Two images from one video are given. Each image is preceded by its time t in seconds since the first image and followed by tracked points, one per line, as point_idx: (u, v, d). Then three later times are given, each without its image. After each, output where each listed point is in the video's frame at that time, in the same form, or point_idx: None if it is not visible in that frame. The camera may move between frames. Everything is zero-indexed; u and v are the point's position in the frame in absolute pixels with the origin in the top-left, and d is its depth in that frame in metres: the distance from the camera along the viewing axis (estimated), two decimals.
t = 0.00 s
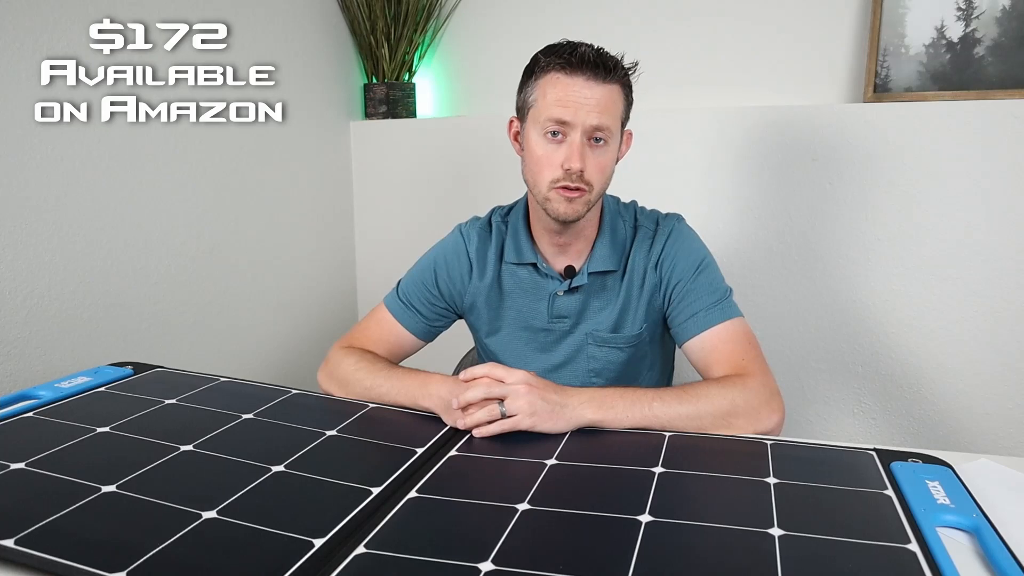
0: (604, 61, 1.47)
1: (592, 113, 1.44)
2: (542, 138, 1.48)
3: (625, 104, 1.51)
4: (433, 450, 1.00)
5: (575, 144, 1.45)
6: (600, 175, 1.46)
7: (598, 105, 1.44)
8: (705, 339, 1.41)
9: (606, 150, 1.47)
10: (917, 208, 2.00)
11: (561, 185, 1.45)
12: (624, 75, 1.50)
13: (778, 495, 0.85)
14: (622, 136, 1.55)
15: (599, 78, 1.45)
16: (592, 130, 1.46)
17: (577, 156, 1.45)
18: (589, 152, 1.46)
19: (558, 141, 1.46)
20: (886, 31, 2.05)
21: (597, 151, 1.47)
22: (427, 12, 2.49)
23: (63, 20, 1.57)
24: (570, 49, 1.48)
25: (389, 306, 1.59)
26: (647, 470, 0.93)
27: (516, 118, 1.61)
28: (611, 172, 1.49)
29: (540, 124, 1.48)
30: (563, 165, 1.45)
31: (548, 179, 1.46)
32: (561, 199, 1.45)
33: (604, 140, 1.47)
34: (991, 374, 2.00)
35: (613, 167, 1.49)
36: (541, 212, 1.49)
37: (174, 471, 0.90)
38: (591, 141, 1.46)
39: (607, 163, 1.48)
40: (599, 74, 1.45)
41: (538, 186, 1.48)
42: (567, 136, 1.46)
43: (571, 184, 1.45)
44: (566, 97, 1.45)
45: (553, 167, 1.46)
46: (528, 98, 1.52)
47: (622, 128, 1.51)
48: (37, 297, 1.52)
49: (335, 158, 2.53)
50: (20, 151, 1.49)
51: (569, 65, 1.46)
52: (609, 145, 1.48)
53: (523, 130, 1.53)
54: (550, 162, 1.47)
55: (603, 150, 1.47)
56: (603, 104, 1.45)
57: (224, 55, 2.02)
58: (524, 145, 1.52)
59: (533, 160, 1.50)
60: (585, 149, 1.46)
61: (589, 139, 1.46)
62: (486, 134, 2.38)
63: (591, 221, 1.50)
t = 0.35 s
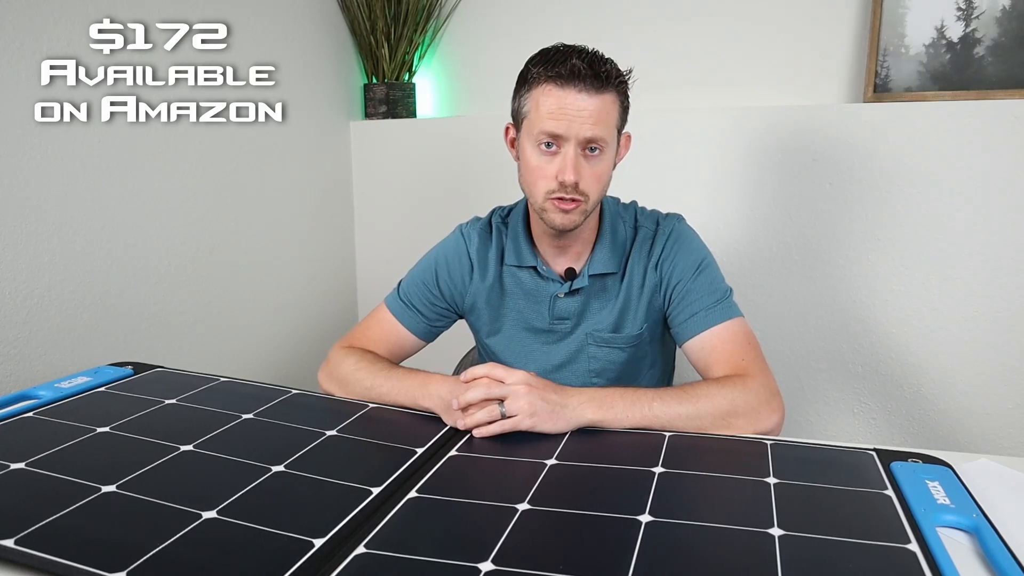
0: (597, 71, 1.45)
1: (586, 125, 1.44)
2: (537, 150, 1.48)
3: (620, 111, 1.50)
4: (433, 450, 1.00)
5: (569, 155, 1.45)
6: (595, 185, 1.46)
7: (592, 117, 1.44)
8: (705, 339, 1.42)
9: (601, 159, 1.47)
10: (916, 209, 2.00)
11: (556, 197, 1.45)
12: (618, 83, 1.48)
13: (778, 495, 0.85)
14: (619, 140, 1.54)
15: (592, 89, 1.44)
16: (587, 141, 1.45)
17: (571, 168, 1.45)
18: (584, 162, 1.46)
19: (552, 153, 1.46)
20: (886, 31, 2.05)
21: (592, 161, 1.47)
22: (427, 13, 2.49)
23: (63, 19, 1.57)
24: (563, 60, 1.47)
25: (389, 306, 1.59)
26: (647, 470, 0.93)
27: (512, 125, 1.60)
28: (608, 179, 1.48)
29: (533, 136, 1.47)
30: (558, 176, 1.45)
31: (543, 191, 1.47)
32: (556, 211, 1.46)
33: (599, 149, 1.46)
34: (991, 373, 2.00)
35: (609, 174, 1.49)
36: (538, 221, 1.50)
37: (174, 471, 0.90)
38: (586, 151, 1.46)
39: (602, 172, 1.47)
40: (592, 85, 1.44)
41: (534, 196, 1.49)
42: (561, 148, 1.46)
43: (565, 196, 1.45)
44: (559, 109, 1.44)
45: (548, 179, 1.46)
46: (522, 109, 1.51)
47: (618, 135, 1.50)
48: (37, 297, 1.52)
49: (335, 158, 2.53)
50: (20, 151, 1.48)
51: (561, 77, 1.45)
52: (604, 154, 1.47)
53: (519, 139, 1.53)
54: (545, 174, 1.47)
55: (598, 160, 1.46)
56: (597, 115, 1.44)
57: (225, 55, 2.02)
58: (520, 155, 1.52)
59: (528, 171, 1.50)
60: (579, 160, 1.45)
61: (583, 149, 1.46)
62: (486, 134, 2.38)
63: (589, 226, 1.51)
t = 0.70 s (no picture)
0: (599, 66, 1.45)
1: (587, 120, 1.44)
2: (538, 144, 1.48)
3: (621, 108, 1.50)
4: (433, 450, 1.00)
5: (570, 151, 1.45)
6: (595, 181, 1.46)
7: (593, 112, 1.44)
8: (705, 339, 1.42)
9: (602, 155, 1.47)
10: (916, 209, 2.00)
11: (556, 192, 1.45)
12: (620, 79, 1.48)
13: (778, 495, 0.85)
14: (619, 138, 1.54)
15: (594, 84, 1.44)
16: (588, 137, 1.45)
17: (572, 163, 1.45)
18: (584, 158, 1.46)
19: (553, 147, 1.46)
20: (886, 31, 2.05)
21: (593, 157, 1.47)
22: (427, 13, 2.49)
23: (62, 19, 1.57)
24: (565, 55, 1.47)
25: (390, 306, 1.59)
26: (647, 470, 0.93)
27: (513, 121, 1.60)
28: (608, 175, 1.49)
29: (534, 131, 1.47)
30: (558, 171, 1.45)
31: (543, 186, 1.47)
32: (556, 206, 1.46)
33: (600, 145, 1.46)
34: (991, 373, 2.00)
35: (609, 171, 1.49)
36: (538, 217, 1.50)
37: (174, 471, 0.90)
38: (587, 147, 1.46)
39: (603, 168, 1.48)
40: (594, 80, 1.44)
41: (534, 192, 1.49)
42: (562, 143, 1.46)
43: (566, 191, 1.45)
44: (560, 104, 1.44)
45: (548, 173, 1.47)
46: (523, 104, 1.51)
47: (618, 131, 1.50)
48: (37, 297, 1.52)
49: (335, 158, 2.53)
50: (20, 151, 1.49)
51: (563, 72, 1.45)
52: (605, 150, 1.47)
53: (520, 134, 1.53)
54: (545, 169, 1.47)
55: (599, 156, 1.47)
56: (598, 111, 1.44)
57: (225, 55, 2.02)
58: (520, 151, 1.52)
59: (528, 166, 1.50)
60: (580, 155, 1.45)
61: (584, 145, 1.46)
62: (486, 134, 2.38)
63: (590, 223, 1.51)
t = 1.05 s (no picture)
0: (609, 62, 1.47)
1: (595, 113, 1.45)
2: (545, 136, 1.48)
3: (628, 107, 1.52)
4: (433, 450, 1.00)
5: (577, 143, 1.45)
6: (600, 176, 1.46)
7: (602, 106, 1.45)
8: (705, 339, 1.42)
9: (608, 151, 1.48)
10: (917, 209, 2.00)
11: (561, 183, 1.45)
12: (628, 78, 1.50)
13: (778, 495, 0.85)
14: (624, 137, 1.55)
15: (604, 78, 1.46)
16: (595, 130, 1.46)
17: (578, 155, 1.45)
18: (590, 151, 1.46)
19: (560, 139, 1.47)
20: (886, 31, 2.05)
21: (599, 152, 1.47)
22: (427, 13, 2.49)
23: (63, 19, 1.57)
24: (576, 50, 1.49)
25: (390, 306, 1.59)
26: (647, 470, 0.93)
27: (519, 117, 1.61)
28: (612, 172, 1.49)
29: (543, 122, 1.47)
30: (565, 163, 1.45)
31: (549, 177, 1.46)
32: (561, 198, 1.45)
33: (606, 141, 1.47)
34: (991, 373, 2.00)
35: (613, 168, 1.49)
36: (541, 211, 1.49)
37: (174, 471, 0.90)
38: (593, 140, 1.46)
39: (608, 164, 1.48)
40: (603, 75, 1.46)
41: (538, 184, 1.48)
42: (569, 135, 1.46)
43: (570, 183, 1.45)
44: (570, 95, 1.45)
45: (555, 165, 1.46)
46: (531, 96, 1.52)
47: (624, 129, 1.51)
48: (37, 297, 1.52)
49: (335, 158, 2.53)
50: (20, 151, 1.49)
51: (574, 65, 1.47)
52: (611, 146, 1.48)
53: (526, 128, 1.53)
54: (551, 160, 1.47)
55: (605, 151, 1.47)
56: (607, 105, 1.45)
57: (225, 55, 2.02)
58: (526, 144, 1.52)
59: (534, 158, 1.50)
60: (587, 148, 1.46)
61: (591, 138, 1.46)
62: (486, 134, 2.38)
63: (591, 221, 1.50)
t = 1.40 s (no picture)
0: (617, 58, 1.48)
1: (602, 108, 1.45)
2: (551, 130, 1.48)
3: (634, 105, 1.52)
4: (434, 449, 1.00)
5: (584, 137, 1.45)
6: (605, 171, 1.46)
7: (609, 100, 1.45)
8: (707, 340, 1.41)
9: (613, 147, 1.48)
10: (917, 208, 2.00)
11: (567, 177, 1.45)
12: (635, 75, 1.50)
13: (778, 495, 0.85)
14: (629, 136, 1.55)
15: (612, 73, 1.46)
16: (602, 125, 1.46)
17: (585, 149, 1.45)
18: (597, 146, 1.46)
19: (567, 133, 1.47)
20: (886, 31, 2.05)
21: (605, 147, 1.47)
22: (427, 13, 2.49)
23: (62, 19, 1.57)
24: (584, 45, 1.50)
25: (390, 306, 1.59)
26: (647, 470, 0.93)
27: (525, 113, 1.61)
28: (617, 168, 1.49)
29: (550, 116, 1.48)
30: (571, 157, 1.45)
31: (554, 170, 1.46)
32: (566, 192, 1.45)
33: (612, 136, 1.47)
34: (991, 373, 2.00)
35: (618, 164, 1.49)
36: (545, 206, 1.48)
37: (174, 471, 0.90)
38: (599, 135, 1.46)
39: (613, 160, 1.48)
40: (611, 70, 1.46)
41: (543, 178, 1.48)
42: (576, 129, 1.46)
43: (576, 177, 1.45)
44: (578, 89, 1.45)
45: (561, 158, 1.46)
46: (539, 91, 1.52)
47: (630, 126, 1.51)
48: (37, 297, 1.52)
49: (335, 158, 2.53)
50: (20, 151, 1.48)
51: (582, 60, 1.47)
52: (616, 142, 1.48)
53: (532, 123, 1.53)
54: (557, 154, 1.47)
55: (611, 146, 1.47)
56: (614, 100, 1.45)
57: (225, 55, 2.02)
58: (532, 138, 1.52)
59: (540, 152, 1.49)
60: (593, 143, 1.46)
61: (598, 133, 1.46)
62: (486, 134, 2.38)
63: (594, 219, 1.50)
